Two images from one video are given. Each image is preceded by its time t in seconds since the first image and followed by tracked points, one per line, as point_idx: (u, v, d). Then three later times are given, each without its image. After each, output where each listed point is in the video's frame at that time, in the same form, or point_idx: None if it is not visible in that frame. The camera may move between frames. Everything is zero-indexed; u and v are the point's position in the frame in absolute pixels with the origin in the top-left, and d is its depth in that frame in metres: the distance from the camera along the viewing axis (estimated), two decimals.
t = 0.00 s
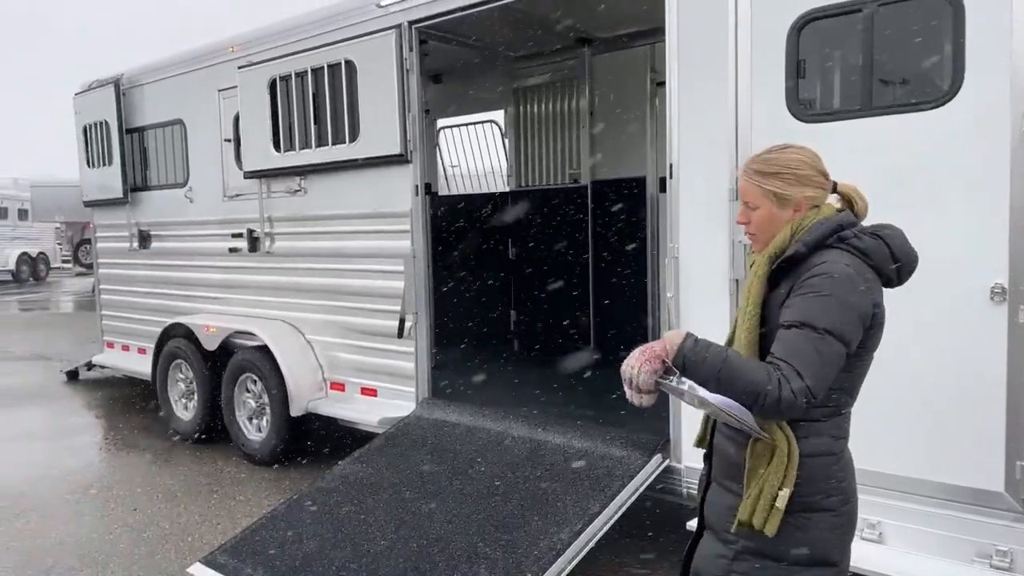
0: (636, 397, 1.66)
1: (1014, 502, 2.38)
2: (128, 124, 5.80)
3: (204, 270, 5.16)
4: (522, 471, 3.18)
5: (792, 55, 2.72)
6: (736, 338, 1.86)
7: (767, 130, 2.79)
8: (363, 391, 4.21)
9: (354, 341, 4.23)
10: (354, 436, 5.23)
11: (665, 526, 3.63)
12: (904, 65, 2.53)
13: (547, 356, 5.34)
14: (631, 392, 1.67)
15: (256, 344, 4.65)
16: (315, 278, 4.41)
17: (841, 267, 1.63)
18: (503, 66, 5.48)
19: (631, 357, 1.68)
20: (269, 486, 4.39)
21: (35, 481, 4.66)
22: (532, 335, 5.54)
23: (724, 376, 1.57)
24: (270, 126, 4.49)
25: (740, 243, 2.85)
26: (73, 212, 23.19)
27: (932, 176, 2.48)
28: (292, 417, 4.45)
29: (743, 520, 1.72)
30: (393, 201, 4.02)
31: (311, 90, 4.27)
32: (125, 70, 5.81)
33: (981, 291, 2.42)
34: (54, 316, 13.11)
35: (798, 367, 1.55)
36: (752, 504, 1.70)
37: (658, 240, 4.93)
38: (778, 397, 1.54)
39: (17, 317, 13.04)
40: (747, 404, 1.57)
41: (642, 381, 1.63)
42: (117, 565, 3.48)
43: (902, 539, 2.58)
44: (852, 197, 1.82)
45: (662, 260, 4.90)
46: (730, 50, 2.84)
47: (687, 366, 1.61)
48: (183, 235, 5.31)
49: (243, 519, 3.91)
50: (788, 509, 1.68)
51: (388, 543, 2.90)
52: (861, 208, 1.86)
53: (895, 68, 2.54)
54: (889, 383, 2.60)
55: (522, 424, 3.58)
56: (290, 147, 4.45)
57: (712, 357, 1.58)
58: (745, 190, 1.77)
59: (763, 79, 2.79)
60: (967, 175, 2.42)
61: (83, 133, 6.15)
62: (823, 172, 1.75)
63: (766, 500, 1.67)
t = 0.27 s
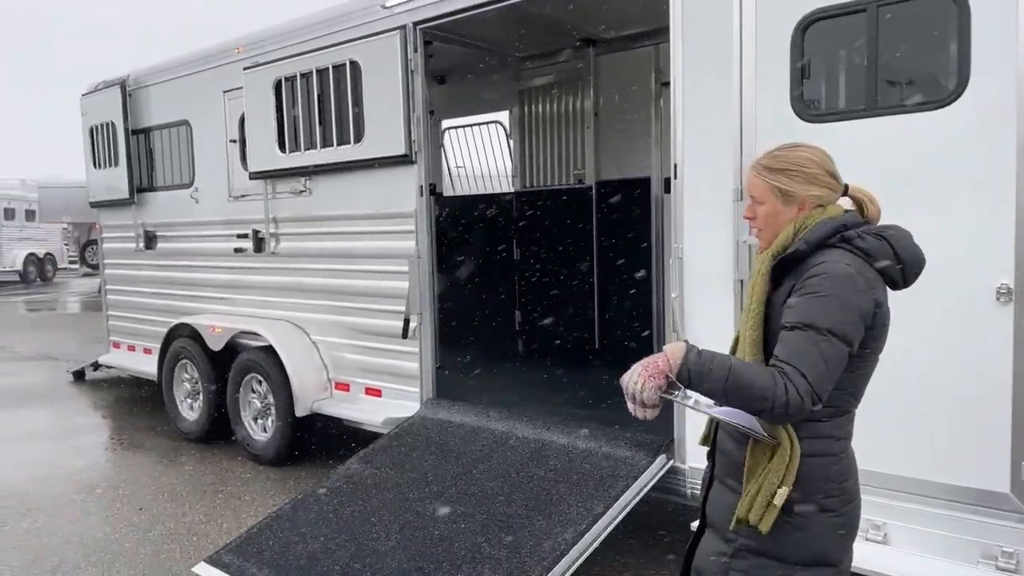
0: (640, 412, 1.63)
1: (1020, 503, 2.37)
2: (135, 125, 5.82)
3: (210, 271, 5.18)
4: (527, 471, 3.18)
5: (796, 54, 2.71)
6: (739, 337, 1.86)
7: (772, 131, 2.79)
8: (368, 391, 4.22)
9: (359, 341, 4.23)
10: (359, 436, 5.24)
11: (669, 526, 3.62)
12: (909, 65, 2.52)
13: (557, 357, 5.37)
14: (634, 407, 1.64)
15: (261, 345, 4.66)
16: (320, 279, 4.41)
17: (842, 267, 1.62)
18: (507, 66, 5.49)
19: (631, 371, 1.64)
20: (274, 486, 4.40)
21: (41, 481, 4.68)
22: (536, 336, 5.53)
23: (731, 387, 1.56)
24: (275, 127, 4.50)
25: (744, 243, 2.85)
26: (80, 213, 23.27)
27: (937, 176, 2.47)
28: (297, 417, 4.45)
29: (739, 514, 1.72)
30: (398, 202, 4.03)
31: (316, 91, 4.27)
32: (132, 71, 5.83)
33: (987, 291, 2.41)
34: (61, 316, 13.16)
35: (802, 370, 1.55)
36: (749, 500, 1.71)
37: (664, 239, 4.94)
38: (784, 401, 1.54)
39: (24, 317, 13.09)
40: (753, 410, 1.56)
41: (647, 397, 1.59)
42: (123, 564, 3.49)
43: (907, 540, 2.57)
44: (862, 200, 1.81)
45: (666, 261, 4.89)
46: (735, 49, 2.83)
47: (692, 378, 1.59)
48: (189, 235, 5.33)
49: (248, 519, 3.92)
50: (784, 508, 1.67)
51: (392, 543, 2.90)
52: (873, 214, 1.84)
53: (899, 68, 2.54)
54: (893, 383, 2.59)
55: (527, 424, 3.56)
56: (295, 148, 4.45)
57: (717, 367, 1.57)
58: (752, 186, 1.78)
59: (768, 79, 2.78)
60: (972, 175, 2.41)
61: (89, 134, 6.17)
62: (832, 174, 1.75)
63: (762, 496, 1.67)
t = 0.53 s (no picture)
0: (650, 419, 1.61)
1: (1022, 504, 2.37)
2: (137, 125, 5.83)
3: (212, 271, 5.18)
4: (528, 472, 3.19)
5: (798, 55, 2.71)
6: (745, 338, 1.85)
7: (774, 131, 2.79)
8: (369, 391, 4.22)
9: (361, 342, 4.24)
10: (361, 437, 5.24)
11: (671, 527, 3.62)
12: (912, 66, 2.52)
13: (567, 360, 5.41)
14: (643, 414, 1.62)
15: (263, 345, 4.66)
16: (322, 279, 4.42)
17: (848, 267, 1.63)
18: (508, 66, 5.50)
19: (641, 378, 1.62)
20: (276, 486, 4.40)
21: (43, 481, 4.68)
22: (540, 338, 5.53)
23: (744, 391, 1.53)
24: (277, 128, 4.51)
25: (746, 244, 2.85)
26: (81, 214, 23.26)
27: (939, 177, 2.47)
28: (299, 417, 4.46)
29: (750, 517, 1.72)
30: (399, 202, 4.03)
31: (318, 92, 4.28)
32: (134, 72, 5.85)
33: (988, 292, 2.41)
34: (63, 316, 13.18)
35: (813, 370, 1.54)
36: (759, 502, 1.70)
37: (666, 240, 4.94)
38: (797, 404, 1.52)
39: (27, 318, 13.12)
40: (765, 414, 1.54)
41: (658, 404, 1.59)
42: (125, 564, 3.49)
43: (910, 540, 2.57)
44: (867, 205, 1.81)
45: (668, 262, 4.89)
46: (736, 50, 2.84)
47: (705, 385, 1.57)
48: (191, 236, 5.33)
49: (249, 519, 3.92)
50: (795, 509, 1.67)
51: (394, 543, 2.91)
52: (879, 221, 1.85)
53: (901, 69, 2.54)
54: (895, 384, 2.60)
55: (527, 425, 3.56)
56: (297, 148, 4.46)
57: (729, 371, 1.55)
58: (762, 181, 1.78)
59: (770, 79, 2.78)
60: (974, 176, 2.41)
61: (92, 134, 6.19)
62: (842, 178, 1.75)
63: (773, 498, 1.67)
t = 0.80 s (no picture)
0: (690, 450, 1.54)
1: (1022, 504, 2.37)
2: (136, 126, 5.83)
3: (212, 272, 5.19)
4: (527, 472, 3.19)
5: (797, 56, 2.71)
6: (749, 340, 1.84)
7: (773, 131, 2.79)
8: (369, 392, 4.22)
9: (361, 342, 4.24)
10: (361, 437, 5.24)
11: (671, 528, 3.62)
12: (911, 66, 2.52)
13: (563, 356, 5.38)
14: (682, 445, 1.54)
15: (262, 345, 4.65)
16: (322, 280, 4.42)
17: (860, 267, 1.63)
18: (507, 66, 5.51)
19: (680, 410, 1.53)
20: (275, 486, 4.40)
21: (43, 481, 4.69)
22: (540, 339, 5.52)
23: (786, 405, 1.53)
24: (276, 129, 4.51)
25: (746, 245, 2.85)
26: (81, 214, 23.27)
27: (938, 178, 2.47)
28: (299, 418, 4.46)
29: (773, 519, 1.70)
30: (399, 203, 4.03)
31: (318, 92, 4.28)
32: (134, 73, 5.85)
33: (988, 292, 2.41)
34: (63, 316, 13.19)
35: (842, 374, 1.54)
36: (782, 504, 1.69)
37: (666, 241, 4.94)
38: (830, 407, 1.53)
39: (27, 317, 13.13)
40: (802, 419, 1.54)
41: (706, 435, 1.51)
42: (125, 565, 3.50)
43: (909, 541, 2.57)
44: (865, 205, 1.82)
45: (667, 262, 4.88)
46: (735, 50, 2.84)
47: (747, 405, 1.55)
48: (191, 236, 5.33)
49: (248, 519, 3.92)
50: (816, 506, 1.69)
51: (393, 543, 2.91)
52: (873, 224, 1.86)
53: (901, 69, 2.54)
54: (895, 384, 2.59)
55: (526, 425, 3.56)
56: (296, 149, 4.46)
57: (769, 387, 1.54)
58: (764, 180, 1.78)
59: (769, 79, 2.78)
60: (973, 177, 2.41)
61: (91, 135, 6.19)
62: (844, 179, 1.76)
63: (799, 502, 1.67)
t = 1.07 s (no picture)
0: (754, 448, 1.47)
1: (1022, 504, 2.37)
2: (137, 126, 5.84)
3: (213, 272, 5.19)
4: (529, 472, 3.19)
5: (798, 56, 2.72)
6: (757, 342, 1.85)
7: (774, 132, 2.79)
8: (370, 391, 4.23)
9: (362, 342, 4.24)
10: (362, 437, 5.24)
11: (672, 528, 3.62)
12: (912, 66, 2.52)
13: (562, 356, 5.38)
14: (746, 442, 1.47)
15: (263, 346, 4.66)
16: (323, 280, 4.42)
17: (877, 267, 1.65)
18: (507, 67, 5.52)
19: (750, 409, 1.46)
20: (276, 486, 4.40)
21: (45, 481, 4.69)
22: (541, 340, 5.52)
23: (845, 407, 1.53)
24: (277, 129, 4.52)
25: (747, 245, 2.85)
26: (82, 214, 23.28)
27: (938, 178, 2.48)
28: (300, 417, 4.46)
29: (793, 521, 1.68)
30: (400, 203, 4.03)
31: (319, 92, 4.28)
32: (134, 73, 5.85)
33: (988, 292, 2.41)
34: (62, 316, 13.19)
35: (882, 374, 1.56)
36: (802, 505, 1.68)
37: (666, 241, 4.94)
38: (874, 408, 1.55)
39: (27, 318, 13.13)
40: (850, 421, 1.56)
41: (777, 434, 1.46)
42: (126, 564, 3.50)
43: (911, 541, 2.57)
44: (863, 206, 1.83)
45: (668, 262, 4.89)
46: (736, 50, 2.84)
47: (814, 403, 1.52)
48: (192, 236, 5.34)
49: (250, 519, 3.93)
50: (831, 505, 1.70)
51: (394, 543, 2.91)
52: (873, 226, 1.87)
53: (901, 69, 2.54)
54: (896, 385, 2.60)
55: (527, 425, 3.56)
56: (297, 149, 4.46)
57: (829, 387, 1.53)
58: (765, 179, 1.78)
59: (770, 79, 2.79)
60: (974, 177, 2.42)
61: (92, 135, 6.19)
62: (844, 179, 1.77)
63: (820, 500, 1.66)
